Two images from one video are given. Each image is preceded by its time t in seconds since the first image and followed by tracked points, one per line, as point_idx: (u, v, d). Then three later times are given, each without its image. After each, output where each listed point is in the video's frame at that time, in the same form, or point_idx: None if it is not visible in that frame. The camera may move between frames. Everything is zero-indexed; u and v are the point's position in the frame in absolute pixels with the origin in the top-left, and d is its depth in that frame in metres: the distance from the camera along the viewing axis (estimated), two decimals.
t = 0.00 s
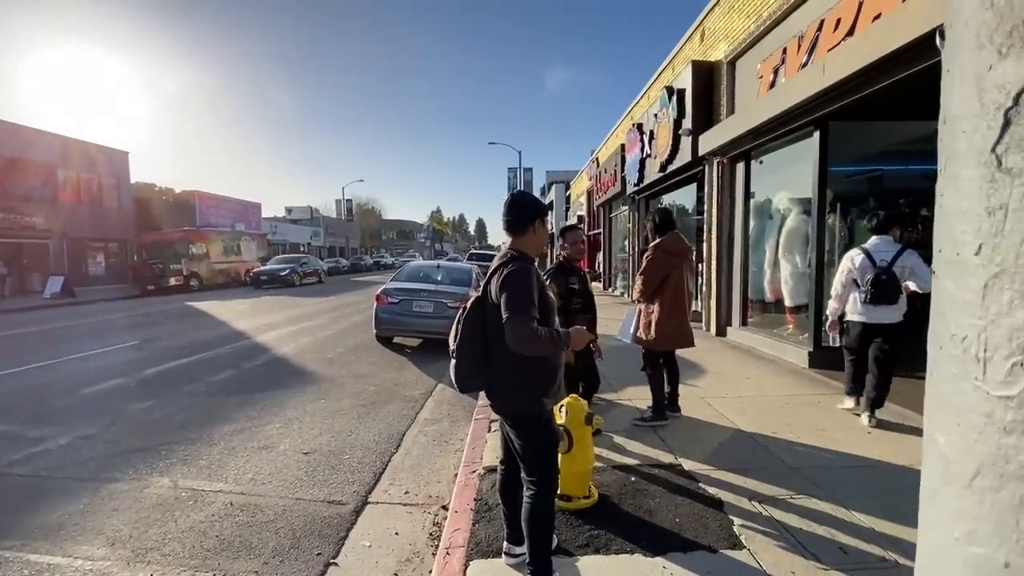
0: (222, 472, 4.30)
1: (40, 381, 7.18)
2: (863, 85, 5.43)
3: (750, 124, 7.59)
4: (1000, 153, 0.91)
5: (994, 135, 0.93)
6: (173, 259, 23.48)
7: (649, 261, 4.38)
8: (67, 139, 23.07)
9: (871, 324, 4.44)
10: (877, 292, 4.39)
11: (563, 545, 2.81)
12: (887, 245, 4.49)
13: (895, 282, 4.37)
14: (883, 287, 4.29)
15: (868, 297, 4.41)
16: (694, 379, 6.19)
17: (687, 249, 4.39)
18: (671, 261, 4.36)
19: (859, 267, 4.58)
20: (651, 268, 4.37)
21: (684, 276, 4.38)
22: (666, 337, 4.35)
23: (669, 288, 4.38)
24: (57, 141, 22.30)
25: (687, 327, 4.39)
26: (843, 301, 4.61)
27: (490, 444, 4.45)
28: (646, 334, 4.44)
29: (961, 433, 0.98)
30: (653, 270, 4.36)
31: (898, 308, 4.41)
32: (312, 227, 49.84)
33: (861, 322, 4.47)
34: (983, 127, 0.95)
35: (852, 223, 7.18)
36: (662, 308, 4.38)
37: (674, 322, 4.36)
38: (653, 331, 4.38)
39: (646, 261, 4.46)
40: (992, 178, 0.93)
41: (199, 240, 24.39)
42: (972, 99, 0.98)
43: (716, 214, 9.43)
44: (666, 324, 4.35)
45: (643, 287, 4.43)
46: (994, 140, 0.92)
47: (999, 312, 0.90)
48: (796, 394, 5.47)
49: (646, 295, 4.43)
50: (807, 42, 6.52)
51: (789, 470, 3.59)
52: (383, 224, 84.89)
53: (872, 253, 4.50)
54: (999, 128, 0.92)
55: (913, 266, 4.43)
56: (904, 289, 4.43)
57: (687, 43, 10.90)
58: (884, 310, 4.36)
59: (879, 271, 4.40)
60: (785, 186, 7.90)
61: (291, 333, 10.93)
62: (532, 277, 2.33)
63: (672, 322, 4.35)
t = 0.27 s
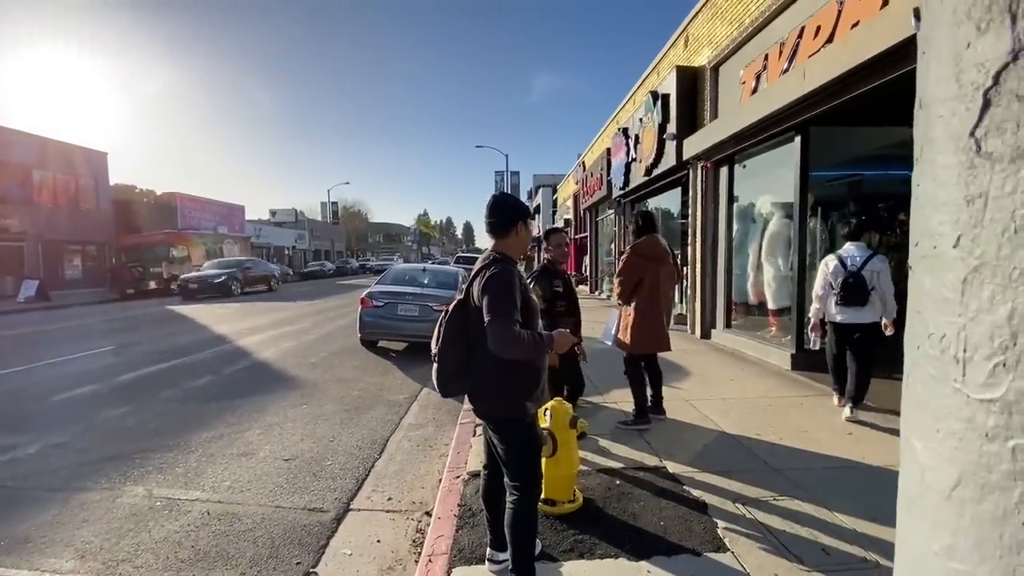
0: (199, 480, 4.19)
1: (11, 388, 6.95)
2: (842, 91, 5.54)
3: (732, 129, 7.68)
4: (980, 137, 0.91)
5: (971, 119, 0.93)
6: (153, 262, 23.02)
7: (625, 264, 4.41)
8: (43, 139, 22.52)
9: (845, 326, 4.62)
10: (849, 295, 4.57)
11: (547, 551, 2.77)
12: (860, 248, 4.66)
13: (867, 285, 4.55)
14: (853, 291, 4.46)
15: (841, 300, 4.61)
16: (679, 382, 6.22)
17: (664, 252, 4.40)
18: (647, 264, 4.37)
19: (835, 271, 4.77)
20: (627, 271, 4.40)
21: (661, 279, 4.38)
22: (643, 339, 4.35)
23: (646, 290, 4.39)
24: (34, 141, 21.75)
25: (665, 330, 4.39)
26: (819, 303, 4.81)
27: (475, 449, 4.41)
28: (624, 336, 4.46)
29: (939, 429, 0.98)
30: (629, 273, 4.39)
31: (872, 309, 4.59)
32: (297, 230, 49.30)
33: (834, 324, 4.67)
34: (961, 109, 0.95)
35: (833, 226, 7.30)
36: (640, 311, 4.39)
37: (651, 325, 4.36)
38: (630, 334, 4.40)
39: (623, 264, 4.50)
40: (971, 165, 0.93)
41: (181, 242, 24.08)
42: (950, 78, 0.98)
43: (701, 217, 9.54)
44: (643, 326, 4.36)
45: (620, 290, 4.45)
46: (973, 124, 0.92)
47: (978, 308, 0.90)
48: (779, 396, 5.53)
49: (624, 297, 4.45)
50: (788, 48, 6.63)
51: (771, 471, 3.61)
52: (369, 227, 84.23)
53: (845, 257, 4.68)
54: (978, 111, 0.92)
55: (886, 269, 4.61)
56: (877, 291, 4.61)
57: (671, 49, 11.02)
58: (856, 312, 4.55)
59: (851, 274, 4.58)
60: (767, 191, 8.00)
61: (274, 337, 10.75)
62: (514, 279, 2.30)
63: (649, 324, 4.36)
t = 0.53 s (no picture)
0: (173, 490, 4.05)
1: None
2: (822, 99, 5.64)
3: (715, 134, 7.77)
4: (1021, 110, 0.88)
5: (1013, 91, 0.90)
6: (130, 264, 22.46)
7: (607, 266, 4.41)
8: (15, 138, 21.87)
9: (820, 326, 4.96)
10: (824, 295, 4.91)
11: (533, 557, 2.73)
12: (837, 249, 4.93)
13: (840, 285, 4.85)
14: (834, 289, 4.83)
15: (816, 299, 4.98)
16: (664, 384, 6.23)
17: (644, 255, 4.41)
18: (628, 266, 4.38)
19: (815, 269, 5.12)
20: (609, 274, 4.39)
21: (642, 281, 4.38)
22: (625, 342, 4.34)
23: (627, 293, 4.39)
24: (6, 139, 21.09)
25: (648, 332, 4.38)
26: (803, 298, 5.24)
27: (460, 454, 4.34)
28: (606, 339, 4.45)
29: (985, 418, 0.94)
30: (610, 275, 4.38)
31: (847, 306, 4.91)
32: (279, 233, 48.64)
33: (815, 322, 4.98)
34: (1000, 79, 0.93)
35: (814, 230, 7.41)
36: (621, 313, 4.39)
37: (633, 327, 4.35)
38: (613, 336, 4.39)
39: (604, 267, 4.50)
40: (1012, 141, 0.89)
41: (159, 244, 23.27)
42: (986, 47, 0.96)
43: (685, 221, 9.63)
44: (625, 329, 4.35)
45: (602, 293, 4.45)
46: (1014, 95, 0.89)
47: (1018, 305, 0.87)
48: (763, 397, 5.57)
49: (606, 300, 4.44)
50: (769, 55, 6.72)
51: (756, 474, 3.62)
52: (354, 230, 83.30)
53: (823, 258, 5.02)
54: (1021, 79, 0.89)
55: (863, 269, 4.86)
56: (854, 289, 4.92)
57: (656, 54, 11.13)
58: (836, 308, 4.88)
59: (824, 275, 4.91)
60: (750, 195, 8.10)
61: (255, 341, 10.54)
62: (499, 281, 2.27)
63: (631, 326, 4.36)
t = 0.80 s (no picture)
0: (143, 503, 3.86)
1: None
2: (806, 102, 5.70)
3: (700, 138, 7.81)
4: None
5: None
6: (103, 267, 21.79)
7: (593, 270, 4.35)
8: None
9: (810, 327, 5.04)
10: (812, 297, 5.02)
11: (521, 569, 2.64)
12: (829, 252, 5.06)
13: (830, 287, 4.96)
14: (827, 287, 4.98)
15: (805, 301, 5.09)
16: (650, 387, 6.21)
17: (631, 258, 4.37)
18: (614, 269, 4.33)
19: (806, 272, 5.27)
20: (594, 277, 4.34)
21: (629, 284, 4.34)
22: (612, 346, 4.29)
23: (614, 297, 4.34)
24: None
25: (635, 336, 4.34)
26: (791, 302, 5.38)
27: (445, 461, 4.23)
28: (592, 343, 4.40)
29: None
30: (596, 279, 4.33)
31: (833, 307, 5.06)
32: (259, 235, 47.78)
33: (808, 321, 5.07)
34: None
35: (796, 233, 7.49)
36: (608, 317, 4.34)
37: (620, 332, 4.30)
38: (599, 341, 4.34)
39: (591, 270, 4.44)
40: None
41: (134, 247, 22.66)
42: None
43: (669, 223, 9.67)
44: (612, 333, 4.30)
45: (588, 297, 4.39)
46: None
47: None
48: (748, 400, 5.58)
49: (592, 304, 4.39)
50: (753, 59, 6.77)
51: (745, 478, 3.59)
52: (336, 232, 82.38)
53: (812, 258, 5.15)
54: None
55: (852, 272, 5.02)
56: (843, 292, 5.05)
57: (640, 58, 11.18)
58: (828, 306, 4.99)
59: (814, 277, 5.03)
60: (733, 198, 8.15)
61: (233, 346, 10.25)
62: (487, 284, 2.18)
63: (618, 331, 4.30)
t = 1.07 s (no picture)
0: (113, 521, 3.65)
1: None
2: (791, 107, 5.72)
3: (685, 142, 7.83)
4: None
5: None
6: (72, 269, 21.03)
7: (588, 275, 4.26)
8: None
9: (809, 326, 5.29)
10: (813, 298, 5.29)
11: None
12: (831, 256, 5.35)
13: (831, 289, 5.25)
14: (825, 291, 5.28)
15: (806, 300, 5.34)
16: (638, 392, 6.17)
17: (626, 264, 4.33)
18: (609, 275, 4.26)
19: (806, 274, 5.56)
20: (589, 282, 4.25)
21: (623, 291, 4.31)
22: (605, 353, 4.24)
23: (608, 303, 4.29)
24: None
25: (626, 344, 4.31)
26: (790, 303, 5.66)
27: (432, 471, 4.11)
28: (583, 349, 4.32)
29: None
30: (591, 284, 4.24)
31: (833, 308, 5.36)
32: (238, 237, 46.82)
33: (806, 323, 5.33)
34: None
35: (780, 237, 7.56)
36: (602, 324, 4.28)
37: (614, 339, 4.26)
38: (591, 347, 4.27)
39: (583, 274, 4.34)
40: None
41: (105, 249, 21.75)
42: None
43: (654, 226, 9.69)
44: (606, 340, 4.25)
45: (582, 302, 4.29)
46: None
47: None
48: (735, 403, 5.58)
49: (584, 309, 4.30)
50: (738, 64, 6.82)
51: (738, 485, 3.55)
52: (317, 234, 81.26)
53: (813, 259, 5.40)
54: None
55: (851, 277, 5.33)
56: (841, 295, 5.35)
57: (624, 62, 11.22)
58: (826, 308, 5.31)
59: (816, 278, 5.31)
60: (718, 202, 8.20)
61: (209, 351, 9.94)
62: (478, 290, 2.08)
63: (611, 337, 4.26)
